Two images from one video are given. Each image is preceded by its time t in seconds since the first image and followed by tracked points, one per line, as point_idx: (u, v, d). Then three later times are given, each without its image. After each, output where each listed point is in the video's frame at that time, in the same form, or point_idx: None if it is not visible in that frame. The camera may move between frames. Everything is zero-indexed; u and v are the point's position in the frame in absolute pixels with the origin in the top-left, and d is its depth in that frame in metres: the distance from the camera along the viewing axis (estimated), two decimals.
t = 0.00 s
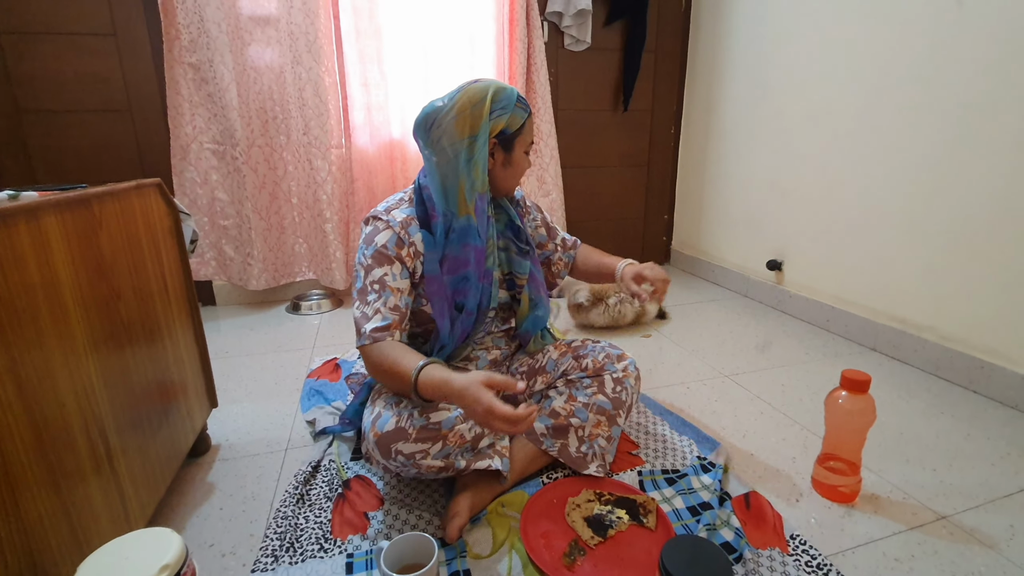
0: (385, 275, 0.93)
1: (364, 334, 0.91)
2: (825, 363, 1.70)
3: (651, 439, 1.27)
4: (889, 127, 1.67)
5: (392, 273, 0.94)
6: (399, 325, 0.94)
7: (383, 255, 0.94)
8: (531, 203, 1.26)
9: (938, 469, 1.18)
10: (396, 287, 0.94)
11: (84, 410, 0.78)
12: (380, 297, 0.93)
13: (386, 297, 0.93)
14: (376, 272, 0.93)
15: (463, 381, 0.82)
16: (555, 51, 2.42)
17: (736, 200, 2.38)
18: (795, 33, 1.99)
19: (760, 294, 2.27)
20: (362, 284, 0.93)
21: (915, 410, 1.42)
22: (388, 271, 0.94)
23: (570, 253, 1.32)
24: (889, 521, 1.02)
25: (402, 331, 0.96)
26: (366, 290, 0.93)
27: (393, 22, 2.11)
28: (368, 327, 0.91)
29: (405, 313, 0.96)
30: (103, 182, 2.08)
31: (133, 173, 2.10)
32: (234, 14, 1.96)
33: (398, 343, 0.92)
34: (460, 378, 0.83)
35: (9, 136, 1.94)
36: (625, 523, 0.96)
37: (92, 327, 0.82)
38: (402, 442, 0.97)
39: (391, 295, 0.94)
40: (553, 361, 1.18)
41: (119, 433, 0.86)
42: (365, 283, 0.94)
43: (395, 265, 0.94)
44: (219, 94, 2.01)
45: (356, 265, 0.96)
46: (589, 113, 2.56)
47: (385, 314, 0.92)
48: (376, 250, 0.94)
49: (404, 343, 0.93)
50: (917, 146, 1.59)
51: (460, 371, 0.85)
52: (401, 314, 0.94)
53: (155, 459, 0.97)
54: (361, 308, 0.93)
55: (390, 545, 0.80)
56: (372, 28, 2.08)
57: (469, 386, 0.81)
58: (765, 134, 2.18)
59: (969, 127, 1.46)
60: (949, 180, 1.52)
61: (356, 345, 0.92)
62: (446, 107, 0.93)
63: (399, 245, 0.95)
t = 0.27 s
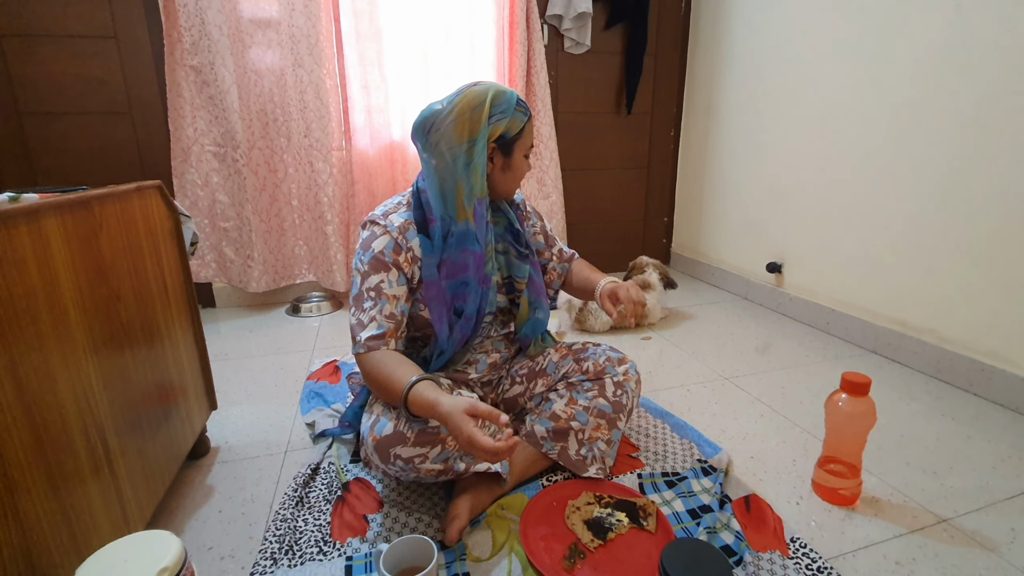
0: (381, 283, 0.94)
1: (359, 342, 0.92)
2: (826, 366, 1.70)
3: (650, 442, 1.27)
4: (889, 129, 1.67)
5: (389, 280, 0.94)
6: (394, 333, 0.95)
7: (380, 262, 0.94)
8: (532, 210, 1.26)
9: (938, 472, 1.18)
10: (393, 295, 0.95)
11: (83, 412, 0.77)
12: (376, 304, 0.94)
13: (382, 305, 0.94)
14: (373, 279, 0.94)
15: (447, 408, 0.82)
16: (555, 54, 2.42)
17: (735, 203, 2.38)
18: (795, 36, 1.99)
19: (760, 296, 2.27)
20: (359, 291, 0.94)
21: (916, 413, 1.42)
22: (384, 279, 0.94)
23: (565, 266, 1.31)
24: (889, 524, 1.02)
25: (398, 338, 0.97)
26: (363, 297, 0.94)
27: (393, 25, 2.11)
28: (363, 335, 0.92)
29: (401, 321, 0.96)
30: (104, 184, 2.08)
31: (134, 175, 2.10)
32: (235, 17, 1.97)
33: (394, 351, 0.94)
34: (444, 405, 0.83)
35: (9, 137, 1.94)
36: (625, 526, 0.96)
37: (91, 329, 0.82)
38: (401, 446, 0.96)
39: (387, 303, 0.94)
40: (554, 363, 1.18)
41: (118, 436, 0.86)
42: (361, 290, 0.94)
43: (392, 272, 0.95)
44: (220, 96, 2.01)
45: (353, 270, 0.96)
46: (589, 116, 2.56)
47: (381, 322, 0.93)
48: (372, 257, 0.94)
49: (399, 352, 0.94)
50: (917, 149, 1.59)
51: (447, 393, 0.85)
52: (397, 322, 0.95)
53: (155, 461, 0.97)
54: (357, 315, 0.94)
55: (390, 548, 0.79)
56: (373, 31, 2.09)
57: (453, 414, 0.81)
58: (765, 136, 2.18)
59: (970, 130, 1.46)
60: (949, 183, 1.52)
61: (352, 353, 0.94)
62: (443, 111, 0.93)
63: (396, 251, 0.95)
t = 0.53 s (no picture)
0: (379, 285, 0.94)
1: (358, 345, 0.93)
2: (826, 367, 1.70)
3: (650, 443, 1.26)
4: (889, 130, 1.67)
5: (386, 283, 0.94)
6: (393, 336, 0.95)
7: (377, 265, 0.94)
8: (533, 215, 1.24)
9: (939, 473, 1.17)
10: (390, 297, 0.95)
11: (81, 412, 0.77)
12: (374, 307, 0.94)
13: (380, 307, 0.94)
14: (370, 281, 0.94)
15: (454, 408, 0.83)
16: (555, 55, 2.43)
17: (735, 204, 2.38)
18: (795, 37, 1.99)
19: (760, 297, 2.27)
20: (356, 293, 0.94)
21: (917, 414, 1.42)
22: (382, 281, 0.94)
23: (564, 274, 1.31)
24: (890, 526, 1.02)
25: (396, 340, 0.97)
26: (360, 300, 0.94)
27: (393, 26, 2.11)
28: (361, 338, 0.93)
29: (399, 323, 0.97)
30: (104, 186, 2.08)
31: (133, 176, 2.10)
32: (235, 18, 1.97)
33: (393, 354, 0.94)
34: (452, 405, 0.84)
35: (9, 138, 1.94)
36: (625, 528, 0.95)
37: (90, 330, 0.82)
38: (400, 449, 0.96)
39: (384, 305, 0.95)
40: (556, 365, 1.18)
41: (116, 437, 0.86)
42: (359, 293, 0.94)
43: (390, 275, 0.95)
44: (219, 98, 2.01)
45: (351, 272, 0.96)
46: (589, 117, 2.56)
47: (379, 325, 0.93)
48: (370, 259, 0.94)
49: (398, 354, 0.95)
50: (917, 150, 1.59)
51: (453, 394, 0.86)
52: (395, 325, 0.95)
53: (153, 462, 0.97)
54: (355, 317, 0.94)
55: (389, 549, 0.79)
56: (373, 33, 2.09)
57: (460, 413, 0.82)
58: (765, 138, 2.18)
59: (970, 131, 1.46)
60: (949, 184, 1.52)
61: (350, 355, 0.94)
62: (442, 113, 0.93)
63: (394, 253, 0.96)
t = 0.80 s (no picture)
0: (379, 286, 0.94)
1: (358, 346, 0.93)
2: (826, 367, 1.69)
3: (650, 444, 1.26)
4: (889, 131, 1.67)
5: (387, 284, 0.94)
6: (393, 337, 0.95)
7: (378, 266, 0.94)
8: (537, 219, 1.23)
9: (940, 474, 1.17)
10: (391, 298, 0.95)
11: (81, 413, 0.77)
12: (374, 308, 0.94)
13: (380, 309, 0.94)
14: (371, 282, 0.94)
15: (453, 409, 0.83)
16: (555, 56, 2.43)
17: (735, 204, 2.38)
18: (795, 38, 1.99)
19: (760, 297, 2.27)
20: (357, 293, 0.94)
21: (917, 415, 1.42)
22: (383, 282, 0.94)
23: (564, 280, 1.30)
24: (891, 526, 1.02)
25: (396, 341, 0.97)
26: (361, 300, 0.94)
27: (393, 27, 2.11)
28: (362, 339, 0.93)
29: (399, 324, 0.97)
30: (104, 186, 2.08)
31: (133, 177, 2.10)
32: (235, 19, 1.97)
33: (393, 355, 0.94)
34: (449, 406, 0.84)
35: (9, 139, 1.94)
36: (625, 528, 0.95)
37: (90, 331, 0.81)
38: (399, 450, 0.96)
39: (384, 306, 0.94)
40: (557, 366, 1.18)
41: (116, 437, 0.85)
42: (359, 293, 0.94)
43: (391, 276, 0.95)
44: (219, 99, 2.01)
45: (352, 272, 0.96)
46: (589, 117, 2.56)
47: (379, 326, 0.93)
48: (371, 260, 0.94)
49: (398, 355, 0.95)
50: (917, 150, 1.59)
51: (451, 395, 0.86)
52: (395, 326, 0.96)
53: (153, 463, 0.97)
54: (355, 318, 0.94)
55: (389, 550, 0.79)
56: (373, 34, 2.09)
57: (458, 414, 0.82)
58: (765, 138, 2.18)
59: (970, 131, 1.45)
60: (950, 184, 1.52)
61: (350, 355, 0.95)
62: (448, 114, 0.93)
63: (395, 254, 0.95)
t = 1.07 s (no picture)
0: (381, 287, 0.94)
1: (360, 347, 0.94)
2: (825, 367, 1.70)
3: (649, 444, 1.26)
4: (889, 131, 1.67)
5: (389, 285, 0.95)
6: (394, 338, 0.96)
7: (381, 267, 0.94)
8: (540, 224, 1.22)
9: (939, 474, 1.17)
10: (393, 300, 0.95)
11: (80, 415, 0.77)
12: (376, 309, 0.94)
13: (382, 310, 0.94)
14: (373, 283, 0.94)
15: (457, 412, 0.83)
16: (555, 55, 2.43)
17: (735, 204, 2.38)
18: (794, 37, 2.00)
19: (760, 297, 2.27)
20: (359, 294, 0.95)
21: (917, 414, 1.42)
22: (385, 283, 0.94)
23: (561, 290, 1.27)
24: (890, 526, 1.02)
25: (398, 342, 0.98)
26: (363, 301, 0.95)
27: (393, 27, 2.11)
28: (364, 339, 0.94)
29: (401, 325, 0.97)
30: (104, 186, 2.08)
31: (133, 177, 2.10)
32: (234, 19, 1.97)
33: (395, 356, 0.95)
34: (454, 409, 0.84)
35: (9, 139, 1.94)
36: (624, 528, 0.95)
37: (89, 331, 0.82)
38: (399, 451, 0.96)
39: (387, 308, 0.95)
40: (556, 366, 1.17)
41: (115, 438, 0.85)
42: (361, 294, 0.95)
43: (393, 277, 0.95)
44: (219, 99, 2.01)
45: (354, 272, 0.97)
46: (588, 117, 2.56)
47: (381, 327, 0.94)
48: (374, 261, 0.94)
49: (400, 356, 0.96)
50: (916, 150, 1.59)
51: (455, 398, 0.86)
52: (397, 327, 0.96)
53: (152, 463, 0.97)
54: (358, 318, 0.95)
55: (388, 550, 0.79)
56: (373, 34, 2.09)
57: (463, 417, 0.82)
58: (764, 137, 2.18)
59: (970, 131, 1.46)
60: (949, 184, 1.52)
61: (352, 356, 0.95)
62: (454, 115, 0.91)
63: (398, 255, 0.95)
